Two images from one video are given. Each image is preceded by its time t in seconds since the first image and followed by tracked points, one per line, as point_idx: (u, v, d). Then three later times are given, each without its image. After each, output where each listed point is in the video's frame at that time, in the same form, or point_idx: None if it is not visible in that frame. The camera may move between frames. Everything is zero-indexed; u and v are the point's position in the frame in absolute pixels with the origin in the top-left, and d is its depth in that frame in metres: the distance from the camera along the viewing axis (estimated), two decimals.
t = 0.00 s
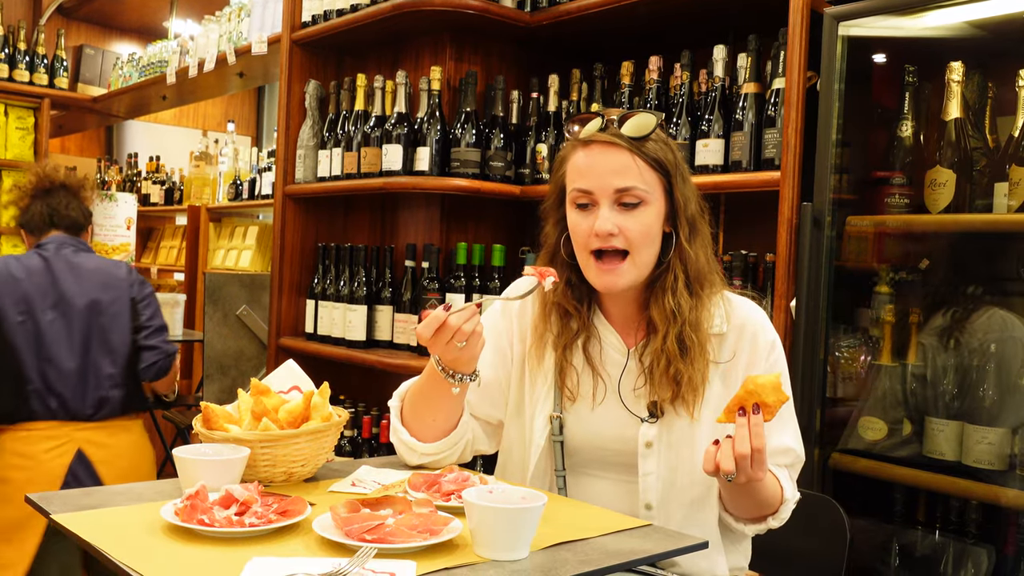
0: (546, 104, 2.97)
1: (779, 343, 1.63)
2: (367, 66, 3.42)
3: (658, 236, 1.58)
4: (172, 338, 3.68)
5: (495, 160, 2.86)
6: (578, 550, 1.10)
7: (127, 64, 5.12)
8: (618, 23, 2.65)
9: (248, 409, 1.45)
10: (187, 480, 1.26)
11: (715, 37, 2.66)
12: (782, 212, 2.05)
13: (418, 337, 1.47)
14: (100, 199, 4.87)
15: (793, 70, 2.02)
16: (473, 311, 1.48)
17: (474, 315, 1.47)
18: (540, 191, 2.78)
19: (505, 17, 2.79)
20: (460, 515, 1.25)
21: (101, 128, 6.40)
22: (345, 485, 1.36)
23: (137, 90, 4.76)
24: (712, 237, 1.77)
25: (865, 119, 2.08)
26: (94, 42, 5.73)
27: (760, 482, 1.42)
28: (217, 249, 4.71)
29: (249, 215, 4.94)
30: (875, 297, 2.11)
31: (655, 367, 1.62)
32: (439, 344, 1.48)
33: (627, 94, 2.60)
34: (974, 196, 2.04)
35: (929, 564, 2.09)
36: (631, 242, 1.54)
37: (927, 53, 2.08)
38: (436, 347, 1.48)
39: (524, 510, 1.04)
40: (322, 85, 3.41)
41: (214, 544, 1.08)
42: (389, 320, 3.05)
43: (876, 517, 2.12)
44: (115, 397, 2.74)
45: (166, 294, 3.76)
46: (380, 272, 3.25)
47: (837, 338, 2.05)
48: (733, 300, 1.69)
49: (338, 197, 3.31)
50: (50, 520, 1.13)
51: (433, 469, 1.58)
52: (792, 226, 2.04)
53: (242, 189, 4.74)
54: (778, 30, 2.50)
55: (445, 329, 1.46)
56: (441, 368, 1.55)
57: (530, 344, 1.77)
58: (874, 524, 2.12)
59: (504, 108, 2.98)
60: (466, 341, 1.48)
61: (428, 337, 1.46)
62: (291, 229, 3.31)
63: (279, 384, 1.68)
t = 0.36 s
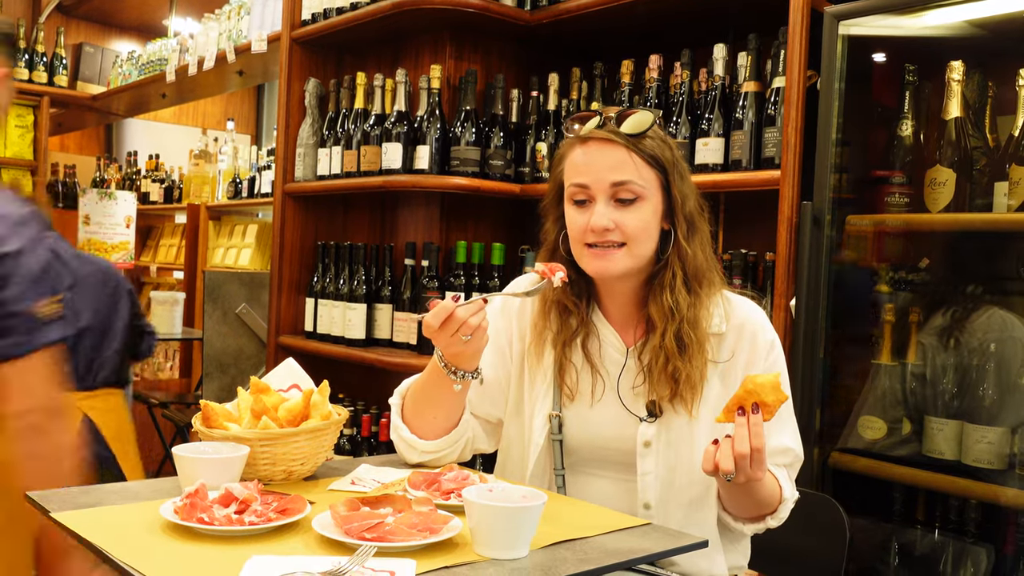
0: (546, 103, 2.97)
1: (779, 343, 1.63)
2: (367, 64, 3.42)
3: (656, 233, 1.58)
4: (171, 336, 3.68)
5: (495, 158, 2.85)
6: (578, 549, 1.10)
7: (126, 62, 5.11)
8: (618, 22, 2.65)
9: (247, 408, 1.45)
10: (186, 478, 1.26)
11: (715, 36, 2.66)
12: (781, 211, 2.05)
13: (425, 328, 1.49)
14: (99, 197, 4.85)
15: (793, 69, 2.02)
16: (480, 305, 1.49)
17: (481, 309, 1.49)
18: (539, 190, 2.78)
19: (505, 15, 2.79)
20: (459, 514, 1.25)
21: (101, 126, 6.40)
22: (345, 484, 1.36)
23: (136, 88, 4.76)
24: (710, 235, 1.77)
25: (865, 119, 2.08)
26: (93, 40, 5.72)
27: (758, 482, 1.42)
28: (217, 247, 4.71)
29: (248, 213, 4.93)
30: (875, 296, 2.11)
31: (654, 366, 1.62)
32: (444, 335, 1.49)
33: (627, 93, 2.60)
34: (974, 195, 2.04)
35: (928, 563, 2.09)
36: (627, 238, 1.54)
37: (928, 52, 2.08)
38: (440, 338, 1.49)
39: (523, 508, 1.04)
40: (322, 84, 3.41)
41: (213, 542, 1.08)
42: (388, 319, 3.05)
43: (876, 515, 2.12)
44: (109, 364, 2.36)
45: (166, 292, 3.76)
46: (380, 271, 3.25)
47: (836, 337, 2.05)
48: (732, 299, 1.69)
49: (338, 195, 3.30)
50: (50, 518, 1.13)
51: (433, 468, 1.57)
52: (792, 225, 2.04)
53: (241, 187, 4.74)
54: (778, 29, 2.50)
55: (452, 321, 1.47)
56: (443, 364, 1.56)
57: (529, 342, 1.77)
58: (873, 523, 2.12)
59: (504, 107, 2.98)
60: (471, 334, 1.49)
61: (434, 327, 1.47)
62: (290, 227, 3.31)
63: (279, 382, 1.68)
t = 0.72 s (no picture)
0: (547, 102, 2.97)
1: (779, 341, 1.63)
2: (368, 63, 3.42)
3: (656, 232, 1.58)
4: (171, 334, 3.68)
5: (495, 157, 2.85)
6: (579, 548, 1.10)
7: (126, 61, 5.10)
8: (618, 22, 2.65)
9: (248, 406, 1.45)
10: (187, 477, 1.26)
11: (715, 34, 2.66)
12: (782, 209, 2.05)
13: (427, 323, 1.48)
14: (100, 195, 4.86)
15: (794, 68, 2.02)
16: (483, 303, 1.50)
17: (484, 306, 1.49)
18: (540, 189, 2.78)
19: (505, 13, 2.79)
20: (461, 513, 1.25)
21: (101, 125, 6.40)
22: (346, 482, 1.36)
23: (137, 86, 4.76)
24: (711, 231, 1.77)
25: (866, 118, 2.07)
26: (93, 38, 5.72)
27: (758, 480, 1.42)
28: (217, 245, 4.72)
29: (248, 211, 4.93)
30: (875, 295, 2.11)
31: (654, 363, 1.62)
32: (448, 332, 1.48)
33: (629, 91, 2.60)
34: (975, 194, 2.04)
35: (929, 563, 2.09)
36: (627, 238, 1.54)
37: (928, 51, 2.07)
38: (443, 335, 1.49)
39: (524, 507, 1.04)
40: (322, 82, 3.41)
41: (215, 541, 1.08)
42: (389, 318, 3.05)
43: (876, 515, 2.12)
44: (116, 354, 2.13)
45: (166, 290, 3.76)
46: (381, 269, 3.24)
47: (837, 336, 2.05)
48: (732, 297, 1.69)
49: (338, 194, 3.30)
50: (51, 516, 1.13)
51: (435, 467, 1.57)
52: (793, 224, 2.04)
53: (241, 185, 4.74)
54: (779, 28, 2.50)
55: (457, 317, 1.46)
56: (445, 361, 1.56)
57: (530, 339, 1.77)
58: (873, 523, 2.13)
59: (505, 106, 2.98)
60: (474, 332, 1.49)
61: (440, 323, 1.47)
62: (291, 226, 3.31)
63: (279, 380, 1.68)
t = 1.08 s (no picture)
0: (548, 100, 2.97)
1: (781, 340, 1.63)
2: (369, 61, 3.42)
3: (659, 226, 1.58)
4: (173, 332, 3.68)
5: (497, 155, 2.85)
6: (581, 545, 1.10)
7: (128, 59, 5.10)
8: (619, 20, 2.65)
9: (250, 404, 1.45)
10: (189, 474, 1.26)
11: (717, 33, 2.66)
12: (784, 208, 2.05)
13: (433, 317, 1.47)
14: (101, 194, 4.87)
15: (796, 66, 2.02)
16: (487, 298, 1.48)
17: (488, 301, 1.48)
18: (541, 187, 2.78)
19: (507, 11, 2.79)
20: (463, 510, 1.25)
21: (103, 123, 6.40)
22: (348, 480, 1.36)
23: (138, 84, 4.76)
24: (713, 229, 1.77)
25: (868, 117, 2.07)
26: (94, 36, 5.72)
27: (760, 478, 1.42)
28: (218, 244, 4.73)
29: (250, 209, 4.94)
30: (877, 293, 2.11)
31: (656, 360, 1.62)
32: (453, 328, 1.47)
33: (630, 89, 2.60)
34: (976, 193, 2.04)
35: (930, 561, 2.09)
36: (632, 231, 1.54)
37: (930, 49, 2.07)
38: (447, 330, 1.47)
39: (527, 505, 1.04)
40: (324, 80, 3.40)
41: (217, 538, 1.08)
42: (390, 316, 3.05)
43: (877, 513, 2.12)
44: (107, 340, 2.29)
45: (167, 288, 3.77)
46: (382, 267, 3.24)
47: (839, 335, 2.05)
48: (734, 296, 1.69)
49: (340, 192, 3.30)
50: (54, 513, 1.13)
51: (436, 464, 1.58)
52: (795, 222, 2.05)
53: (243, 183, 4.74)
54: (780, 26, 2.50)
55: (462, 311, 1.46)
56: (449, 359, 1.55)
57: (531, 336, 1.76)
58: (875, 521, 2.13)
59: (506, 104, 2.98)
60: (478, 326, 1.48)
61: (445, 316, 1.45)
62: (292, 224, 3.31)
63: (282, 378, 1.68)
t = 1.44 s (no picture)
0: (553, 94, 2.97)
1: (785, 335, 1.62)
2: (374, 56, 3.41)
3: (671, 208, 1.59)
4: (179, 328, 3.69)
5: (501, 150, 2.85)
6: (587, 540, 1.10)
7: (132, 55, 5.11)
8: (624, 15, 2.65)
9: (256, 398, 1.45)
10: (196, 469, 1.27)
11: (722, 27, 2.66)
12: (790, 202, 2.05)
13: (446, 282, 1.47)
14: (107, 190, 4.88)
15: (801, 60, 2.01)
16: (501, 265, 1.50)
17: (503, 265, 1.49)
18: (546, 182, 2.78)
19: (511, 6, 2.79)
20: (469, 504, 1.25)
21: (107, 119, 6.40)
22: (354, 475, 1.36)
23: (143, 80, 4.77)
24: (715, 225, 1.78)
25: (874, 111, 2.06)
26: (99, 32, 5.72)
27: (763, 471, 1.42)
28: (223, 240, 4.74)
29: (255, 205, 4.94)
30: (882, 288, 2.10)
31: (660, 354, 1.62)
32: (467, 295, 1.47)
33: (635, 83, 2.59)
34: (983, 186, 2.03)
35: (936, 554, 2.09)
36: (646, 208, 1.54)
37: (937, 42, 2.06)
38: (460, 297, 1.48)
39: (531, 499, 1.04)
40: (328, 75, 3.40)
41: (223, 532, 1.08)
42: (396, 311, 3.06)
43: (883, 508, 2.12)
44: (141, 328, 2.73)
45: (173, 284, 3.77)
46: (387, 262, 3.24)
47: (844, 329, 2.05)
48: (738, 290, 1.69)
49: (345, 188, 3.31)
50: (61, 508, 1.13)
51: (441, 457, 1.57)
52: (801, 216, 2.04)
53: (247, 179, 4.74)
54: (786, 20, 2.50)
55: (476, 275, 1.47)
56: (456, 339, 1.57)
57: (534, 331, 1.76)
58: (881, 514, 2.13)
59: (511, 99, 2.97)
60: (493, 292, 1.48)
61: (460, 280, 1.46)
62: (297, 219, 3.31)
63: (287, 373, 1.68)
